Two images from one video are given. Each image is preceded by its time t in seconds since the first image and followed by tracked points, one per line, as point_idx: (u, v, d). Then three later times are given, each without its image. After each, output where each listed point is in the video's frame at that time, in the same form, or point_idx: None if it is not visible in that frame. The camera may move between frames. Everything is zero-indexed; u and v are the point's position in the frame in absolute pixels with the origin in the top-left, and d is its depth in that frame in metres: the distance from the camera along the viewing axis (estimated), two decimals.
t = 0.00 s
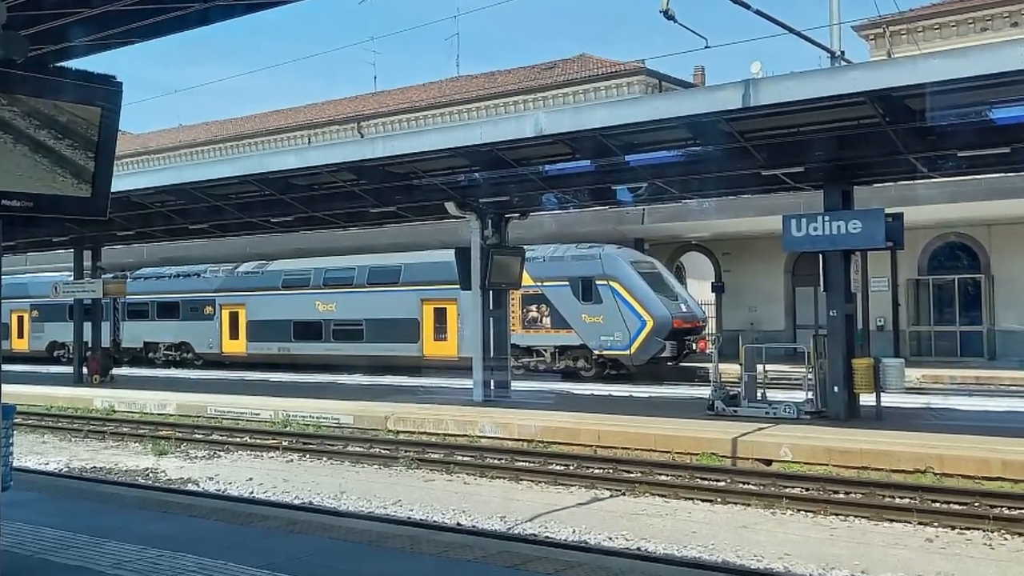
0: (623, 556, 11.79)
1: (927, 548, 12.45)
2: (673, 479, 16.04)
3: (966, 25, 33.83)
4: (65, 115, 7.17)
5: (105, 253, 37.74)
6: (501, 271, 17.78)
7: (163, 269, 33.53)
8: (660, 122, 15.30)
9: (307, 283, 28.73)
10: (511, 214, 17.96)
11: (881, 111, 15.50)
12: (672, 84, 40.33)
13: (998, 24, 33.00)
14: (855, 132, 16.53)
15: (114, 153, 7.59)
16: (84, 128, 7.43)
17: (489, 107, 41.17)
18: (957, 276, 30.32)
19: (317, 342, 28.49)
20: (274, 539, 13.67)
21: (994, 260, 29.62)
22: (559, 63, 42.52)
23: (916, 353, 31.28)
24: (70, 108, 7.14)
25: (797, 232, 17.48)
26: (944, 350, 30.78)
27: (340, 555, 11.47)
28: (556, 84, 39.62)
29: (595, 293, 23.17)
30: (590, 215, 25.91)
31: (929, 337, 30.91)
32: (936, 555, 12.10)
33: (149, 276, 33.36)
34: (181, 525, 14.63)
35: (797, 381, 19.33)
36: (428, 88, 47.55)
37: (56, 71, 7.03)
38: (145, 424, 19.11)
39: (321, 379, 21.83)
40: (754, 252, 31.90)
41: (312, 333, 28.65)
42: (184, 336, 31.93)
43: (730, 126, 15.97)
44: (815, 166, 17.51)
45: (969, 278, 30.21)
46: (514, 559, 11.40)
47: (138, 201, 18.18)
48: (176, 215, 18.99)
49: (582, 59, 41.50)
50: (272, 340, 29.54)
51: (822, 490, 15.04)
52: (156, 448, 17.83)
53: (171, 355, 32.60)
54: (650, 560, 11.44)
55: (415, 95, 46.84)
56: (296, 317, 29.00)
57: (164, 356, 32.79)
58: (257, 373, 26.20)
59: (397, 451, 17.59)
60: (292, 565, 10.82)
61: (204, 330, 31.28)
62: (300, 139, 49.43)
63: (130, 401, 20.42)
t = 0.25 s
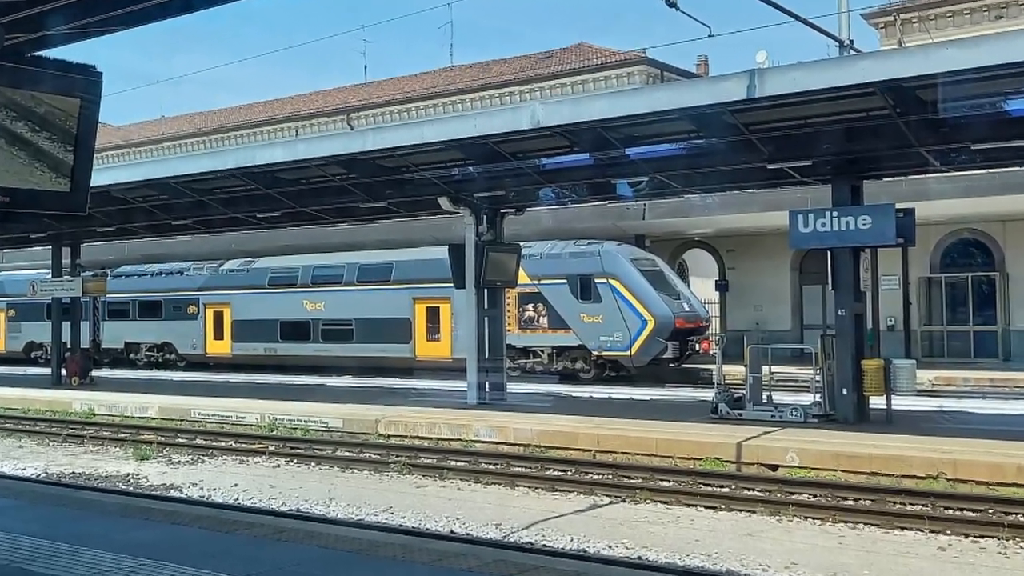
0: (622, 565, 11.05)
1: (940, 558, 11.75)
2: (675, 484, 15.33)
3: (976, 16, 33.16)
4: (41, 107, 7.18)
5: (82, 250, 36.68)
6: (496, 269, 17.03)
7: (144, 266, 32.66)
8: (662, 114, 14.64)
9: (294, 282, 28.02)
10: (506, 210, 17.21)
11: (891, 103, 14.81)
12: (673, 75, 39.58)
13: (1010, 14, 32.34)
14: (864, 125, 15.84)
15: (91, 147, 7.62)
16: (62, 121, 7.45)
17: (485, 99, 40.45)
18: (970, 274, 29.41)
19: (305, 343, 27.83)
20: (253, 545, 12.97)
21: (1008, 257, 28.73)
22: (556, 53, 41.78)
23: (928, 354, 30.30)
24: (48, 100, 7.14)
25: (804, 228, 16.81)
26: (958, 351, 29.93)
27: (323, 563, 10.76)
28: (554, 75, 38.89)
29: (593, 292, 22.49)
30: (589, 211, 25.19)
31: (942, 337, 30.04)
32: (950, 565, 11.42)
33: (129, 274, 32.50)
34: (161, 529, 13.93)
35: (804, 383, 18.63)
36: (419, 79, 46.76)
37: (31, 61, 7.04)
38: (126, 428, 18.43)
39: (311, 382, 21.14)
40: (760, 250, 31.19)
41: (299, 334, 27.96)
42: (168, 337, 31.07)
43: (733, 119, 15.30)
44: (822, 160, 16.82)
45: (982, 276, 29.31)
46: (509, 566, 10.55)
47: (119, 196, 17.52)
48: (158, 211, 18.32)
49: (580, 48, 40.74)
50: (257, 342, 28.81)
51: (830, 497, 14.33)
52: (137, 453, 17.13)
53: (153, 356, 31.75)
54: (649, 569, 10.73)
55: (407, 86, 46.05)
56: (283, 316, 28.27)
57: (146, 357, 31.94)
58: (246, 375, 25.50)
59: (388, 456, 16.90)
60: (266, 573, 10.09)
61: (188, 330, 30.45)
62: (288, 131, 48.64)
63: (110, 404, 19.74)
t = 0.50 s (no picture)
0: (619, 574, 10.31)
1: (955, 569, 11.02)
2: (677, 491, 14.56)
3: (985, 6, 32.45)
4: (18, 97, 6.57)
5: (60, 246, 35.67)
6: (491, 266, 16.31)
7: (123, 265, 31.85)
8: (664, 106, 13.94)
9: (281, 280, 27.31)
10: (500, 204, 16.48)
11: (902, 93, 14.13)
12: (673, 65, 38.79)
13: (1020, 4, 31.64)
14: (875, 116, 15.13)
15: (71, 142, 6.99)
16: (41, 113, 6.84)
17: (480, 89, 39.71)
18: (984, 272, 28.36)
19: (291, 343, 27.12)
20: (228, 551, 12.26)
21: None
22: (552, 42, 40.98)
23: (942, 356, 29.23)
24: (25, 91, 6.54)
25: (812, 223, 16.08)
26: (973, 352, 28.78)
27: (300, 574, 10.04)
28: (553, 63, 38.09)
29: (592, 290, 21.82)
30: (588, 206, 24.44)
31: (955, 338, 28.93)
32: None
33: (107, 273, 31.70)
34: (137, 537, 13.18)
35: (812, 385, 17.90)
36: (411, 69, 45.92)
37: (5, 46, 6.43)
38: (105, 433, 17.72)
39: (299, 384, 20.41)
40: (766, 247, 30.19)
41: (285, 334, 27.22)
42: (148, 337, 30.23)
43: (738, 110, 14.61)
44: (831, 154, 16.13)
45: (997, 273, 28.22)
46: None
47: (98, 190, 16.84)
48: (139, 206, 17.65)
49: (578, 36, 39.94)
50: (241, 342, 28.02)
51: (839, 503, 13.61)
52: (117, 459, 16.42)
53: (133, 357, 30.92)
54: None
55: (398, 76, 45.23)
56: (269, 316, 27.52)
57: (126, 358, 31.12)
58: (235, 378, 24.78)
59: (378, 461, 16.19)
60: None
61: (169, 329, 29.64)
62: (276, 123, 47.80)
63: (89, 407, 19.04)
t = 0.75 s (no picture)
0: None
1: None
2: (678, 498, 13.78)
3: None
4: None
5: (38, 243, 34.87)
6: (485, 263, 15.56)
7: (102, 261, 30.82)
8: (665, 96, 13.26)
9: (267, 277, 26.43)
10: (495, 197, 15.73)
11: (915, 83, 13.41)
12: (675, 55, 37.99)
13: None
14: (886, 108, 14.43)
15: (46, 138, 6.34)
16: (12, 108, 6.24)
17: (477, 78, 38.83)
18: (1000, 269, 26.52)
19: (276, 343, 26.24)
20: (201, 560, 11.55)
21: None
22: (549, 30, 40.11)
23: (955, 358, 27.37)
24: None
25: (821, 219, 15.38)
26: (989, 354, 27.00)
27: None
28: (553, 52, 37.22)
29: (592, 288, 21.14)
30: (586, 201, 23.67)
31: (970, 338, 27.13)
32: None
33: (86, 270, 30.71)
34: (114, 545, 12.42)
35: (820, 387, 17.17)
36: (403, 58, 45.02)
37: None
38: (83, 438, 17.02)
39: (287, 386, 19.71)
40: (772, 242, 28.09)
41: (270, 334, 26.35)
42: (128, 338, 29.24)
43: (742, 100, 13.90)
44: (840, 147, 15.41)
45: (1013, 270, 26.39)
46: None
47: (75, 183, 16.17)
48: (118, 200, 17.02)
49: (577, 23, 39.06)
50: (224, 343, 27.13)
51: (846, 511, 12.85)
52: (96, 464, 15.74)
53: (113, 358, 29.93)
54: None
55: (390, 65, 44.34)
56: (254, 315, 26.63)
57: (105, 359, 30.12)
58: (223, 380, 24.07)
59: (368, 467, 15.49)
60: None
61: (150, 329, 28.64)
62: (264, 114, 46.90)
63: (66, 411, 18.40)
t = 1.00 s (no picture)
0: None
1: None
2: (683, 506, 12.92)
3: None
4: None
5: (12, 238, 34.03)
6: (479, 260, 14.86)
7: (78, 259, 29.64)
8: (666, 86, 12.57)
9: (250, 274, 25.33)
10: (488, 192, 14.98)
11: (927, 72, 12.69)
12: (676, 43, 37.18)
13: None
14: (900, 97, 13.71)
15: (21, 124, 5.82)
16: None
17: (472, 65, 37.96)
18: (1017, 266, 25.73)
19: (261, 344, 25.14)
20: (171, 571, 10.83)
21: None
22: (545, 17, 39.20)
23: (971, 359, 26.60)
24: None
25: (830, 214, 14.70)
26: (1006, 355, 26.21)
27: None
28: (553, 39, 36.38)
29: (591, 286, 20.47)
30: (584, 195, 22.91)
31: (986, 338, 26.33)
32: None
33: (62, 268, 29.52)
34: (92, 554, 11.58)
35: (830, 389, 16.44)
36: (394, 46, 44.10)
37: None
38: (59, 443, 16.31)
39: (274, 389, 19.01)
40: (779, 239, 27.23)
41: (254, 335, 25.24)
42: (105, 338, 28.06)
43: (747, 90, 13.19)
44: (850, 138, 14.69)
45: None
46: None
47: (50, 176, 15.50)
48: (95, 194, 16.36)
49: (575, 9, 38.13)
50: (207, 344, 26.02)
51: (857, 520, 12.06)
52: (72, 470, 15.04)
53: (89, 359, 28.76)
54: None
55: (381, 53, 43.41)
56: (238, 314, 25.55)
57: (81, 360, 28.95)
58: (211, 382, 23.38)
59: (357, 473, 14.77)
60: None
61: (129, 329, 27.51)
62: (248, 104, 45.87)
63: (42, 415, 17.70)
